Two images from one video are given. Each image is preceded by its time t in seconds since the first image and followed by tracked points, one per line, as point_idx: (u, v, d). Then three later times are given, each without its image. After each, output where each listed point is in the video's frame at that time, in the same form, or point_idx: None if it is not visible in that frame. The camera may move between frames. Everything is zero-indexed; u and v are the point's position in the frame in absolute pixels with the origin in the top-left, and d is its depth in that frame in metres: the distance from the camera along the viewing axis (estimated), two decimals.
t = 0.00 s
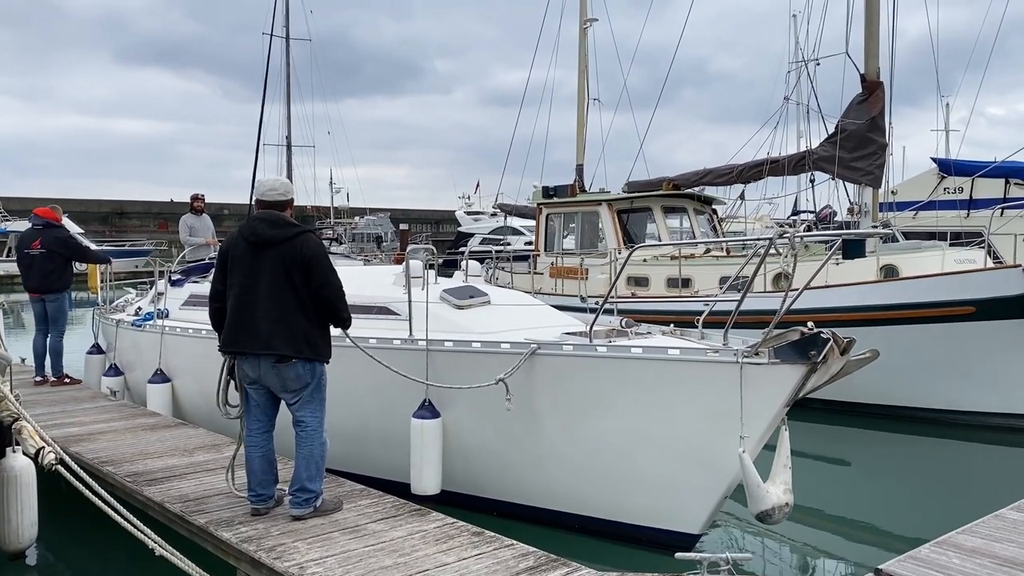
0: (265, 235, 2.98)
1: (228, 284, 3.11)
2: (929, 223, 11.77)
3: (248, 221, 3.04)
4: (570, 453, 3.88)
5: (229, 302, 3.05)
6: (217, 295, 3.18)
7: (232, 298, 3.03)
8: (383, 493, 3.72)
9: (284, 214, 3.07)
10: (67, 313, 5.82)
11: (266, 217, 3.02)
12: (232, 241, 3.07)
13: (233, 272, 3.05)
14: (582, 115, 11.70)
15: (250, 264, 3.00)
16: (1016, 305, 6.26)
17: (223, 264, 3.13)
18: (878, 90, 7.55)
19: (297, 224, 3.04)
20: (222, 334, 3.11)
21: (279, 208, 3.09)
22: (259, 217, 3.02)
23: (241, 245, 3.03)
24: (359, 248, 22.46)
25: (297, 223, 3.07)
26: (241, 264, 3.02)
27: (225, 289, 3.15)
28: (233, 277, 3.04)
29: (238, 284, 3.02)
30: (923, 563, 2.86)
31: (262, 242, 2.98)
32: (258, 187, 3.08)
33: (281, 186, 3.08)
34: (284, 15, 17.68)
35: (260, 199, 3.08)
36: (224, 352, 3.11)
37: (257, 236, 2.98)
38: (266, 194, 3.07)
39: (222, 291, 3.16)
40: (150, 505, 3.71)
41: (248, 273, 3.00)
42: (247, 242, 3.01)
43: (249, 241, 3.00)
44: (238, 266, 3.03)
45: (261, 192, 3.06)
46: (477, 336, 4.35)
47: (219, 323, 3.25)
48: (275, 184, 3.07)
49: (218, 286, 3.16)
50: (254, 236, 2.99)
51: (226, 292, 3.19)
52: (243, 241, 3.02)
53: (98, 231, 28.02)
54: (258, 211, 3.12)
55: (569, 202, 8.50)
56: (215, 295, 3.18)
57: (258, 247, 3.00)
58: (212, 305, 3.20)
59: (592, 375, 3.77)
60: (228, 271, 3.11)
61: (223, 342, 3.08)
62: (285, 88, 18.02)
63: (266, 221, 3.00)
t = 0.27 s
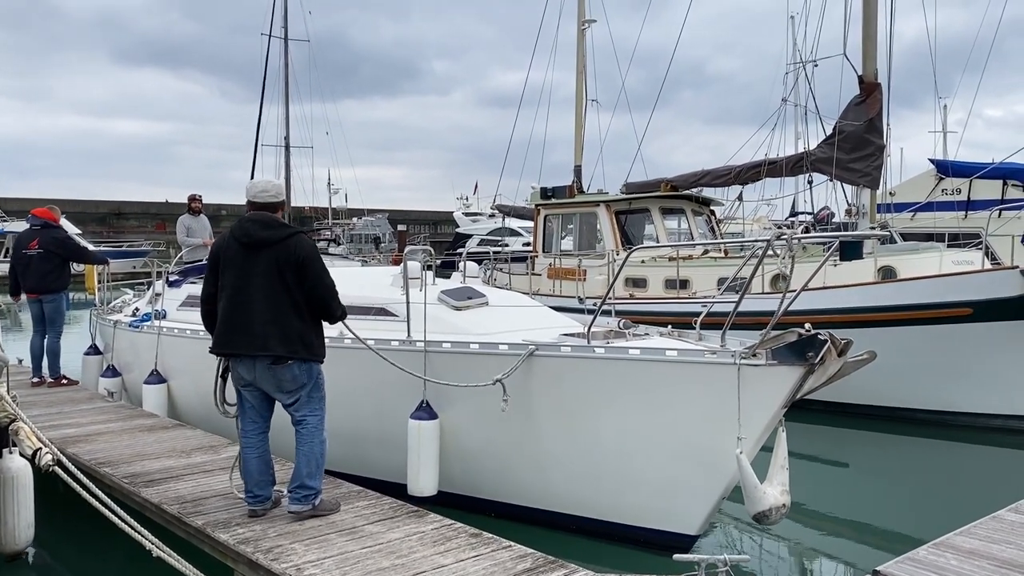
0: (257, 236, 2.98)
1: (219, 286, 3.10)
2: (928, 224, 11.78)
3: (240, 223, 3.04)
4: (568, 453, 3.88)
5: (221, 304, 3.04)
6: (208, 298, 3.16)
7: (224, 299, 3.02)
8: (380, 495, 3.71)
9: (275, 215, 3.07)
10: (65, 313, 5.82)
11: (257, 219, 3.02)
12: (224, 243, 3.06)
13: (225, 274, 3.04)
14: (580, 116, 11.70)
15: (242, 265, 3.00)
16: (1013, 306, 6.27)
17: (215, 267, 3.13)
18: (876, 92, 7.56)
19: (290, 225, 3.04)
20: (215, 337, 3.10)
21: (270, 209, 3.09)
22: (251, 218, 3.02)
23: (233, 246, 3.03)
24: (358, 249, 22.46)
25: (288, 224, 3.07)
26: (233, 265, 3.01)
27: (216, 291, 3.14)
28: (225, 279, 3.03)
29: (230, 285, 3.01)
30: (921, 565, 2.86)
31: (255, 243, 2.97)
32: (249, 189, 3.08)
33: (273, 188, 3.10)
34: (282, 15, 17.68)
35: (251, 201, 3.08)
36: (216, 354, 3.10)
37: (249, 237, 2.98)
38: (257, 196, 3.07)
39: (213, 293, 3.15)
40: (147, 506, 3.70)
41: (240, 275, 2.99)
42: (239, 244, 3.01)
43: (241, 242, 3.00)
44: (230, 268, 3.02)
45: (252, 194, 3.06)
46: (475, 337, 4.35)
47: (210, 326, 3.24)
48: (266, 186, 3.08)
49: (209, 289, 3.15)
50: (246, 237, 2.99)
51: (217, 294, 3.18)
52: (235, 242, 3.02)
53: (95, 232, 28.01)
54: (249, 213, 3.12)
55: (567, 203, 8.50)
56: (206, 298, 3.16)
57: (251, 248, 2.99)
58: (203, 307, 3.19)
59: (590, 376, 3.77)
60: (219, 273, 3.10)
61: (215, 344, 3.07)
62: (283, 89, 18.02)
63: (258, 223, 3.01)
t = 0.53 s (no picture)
0: (249, 237, 2.97)
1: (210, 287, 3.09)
2: (925, 225, 11.80)
3: (230, 224, 3.04)
4: (565, 454, 3.88)
5: (213, 305, 3.03)
6: (199, 299, 3.16)
7: (216, 301, 3.02)
8: (378, 496, 3.71)
9: (265, 217, 3.07)
10: (61, 314, 5.81)
11: (248, 220, 3.02)
12: (214, 244, 3.06)
13: (216, 276, 3.03)
14: (578, 117, 11.71)
15: (234, 266, 3.00)
16: (1010, 308, 6.27)
17: (206, 268, 3.12)
18: (873, 94, 7.56)
19: (281, 226, 3.04)
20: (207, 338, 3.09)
21: (260, 211, 3.09)
22: (242, 219, 3.02)
23: (224, 248, 3.02)
24: (355, 251, 22.46)
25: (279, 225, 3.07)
26: (225, 267, 3.01)
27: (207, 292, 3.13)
28: (217, 280, 3.03)
29: (221, 286, 3.01)
30: (918, 566, 2.86)
31: (246, 244, 2.97)
32: (240, 191, 3.06)
33: (264, 189, 3.08)
34: (279, 16, 17.67)
35: (241, 202, 3.06)
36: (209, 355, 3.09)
37: (241, 238, 2.98)
38: (248, 197, 3.05)
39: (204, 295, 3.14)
40: (144, 507, 3.70)
41: (232, 276, 2.99)
42: (230, 245, 3.00)
43: (233, 244, 2.99)
44: (221, 269, 3.02)
45: (243, 195, 3.04)
46: (473, 338, 4.35)
47: (201, 327, 3.23)
48: (258, 187, 3.07)
49: (200, 290, 3.14)
50: (238, 238, 2.98)
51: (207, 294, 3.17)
52: (226, 244, 3.01)
53: (92, 233, 27.97)
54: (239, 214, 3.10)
55: (565, 204, 8.50)
56: (196, 299, 3.15)
57: (242, 249, 2.99)
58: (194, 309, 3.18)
59: (587, 377, 3.78)
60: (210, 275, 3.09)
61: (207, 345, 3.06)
62: (280, 90, 18.04)
63: (250, 224, 3.00)
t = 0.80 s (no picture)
0: (244, 237, 2.98)
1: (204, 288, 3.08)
2: (921, 228, 11.82)
3: (225, 224, 3.04)
4: (563, 455, 3.88)
5: (208, 306, 3.03)
6: (191, 300, 3.13)
7: (212, 301, 3.02)
8: (375, 498, 3.70)
9: (259, 217, 3.09)
10: (57, 315, 5.79)
11: (243, 220, 3.03)
12: (208, 246, 3.05)
13: (211, 276, 3.03)
14: (576, 118, 11.72)
15: (230, 267, 3.00)
16: (1006, 310, 6.29)
17: (198, 269, 3.11)
18: (870, 96, 7.57)
19: (276, 226, 3.06)
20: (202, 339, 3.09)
21: (254, 212, 3.10)
22: (237, 220, 3.02)
23: (219, 248, 3.02)
24: (352, 252, 22.46)
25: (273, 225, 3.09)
26: (221, 268, 3.01)
27: (200, 293, 3.12)
28: (212, 281, 3.03)
29: (218, 287, 3.00)
30: (915, 568, 2.86)
31: (243, 244, 2.98)
32: (234, 192, 3.08)
33: (257, 190, 3.10)
34: (277, 17, 17.67)
35: (235, 203, 3.08)
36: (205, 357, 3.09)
37: (237, 239, 2.99)
38: (242, 198, 3.07)
39: (196, 296, 3.12)
40: (140, 509, 3.69)
41: (228, 276, 2.99)
42: (225, 245, 3.00)
43: (229, 245, 2.99)
44: (217, 270, 3.02)
45: (238, 196, 3.06)
46: (470, 339, 4.35)
47: (191, 330, 3.21)
48: (251, 188, 3.09)
49: (191, 291, 3.13)
50: (233, 239, 2.99)
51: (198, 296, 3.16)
52: (221, 244, 3.01)
53: (89, 234, 27.93)
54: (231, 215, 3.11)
55: (562, 206, 8.50)
56: (187, 301, 3.13)
57: (238, 250, 2.99)
58: (185, 310, 3.15)
59: (584, 378, 3.78)
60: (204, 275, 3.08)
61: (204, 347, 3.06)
62: (278, 91, 18.04)
63: (245, 224, 3.01)
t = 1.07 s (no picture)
0: (247, 237, 3.00)
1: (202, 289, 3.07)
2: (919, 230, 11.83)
3: (226, 224, 3.05)
4: (560, 456, 3.88)
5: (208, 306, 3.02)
6: (185, 301, 3.10)
7: (211, 300, 3.02)
8: (372, 499, 3.70)
9: (260, 218, 3.11)
10: (54, 316, 5.78)
11: (244, 221, 3.05)
12: (208, 245, 3.04)
13: (210, 275, 3.03)
14: (574, 121, 11.73)
15: (231, 267, 3.01)
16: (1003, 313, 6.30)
17: (194, 269, 3.09)
18: (867, 98, 7.58)
19: (277, 228, 3.09)
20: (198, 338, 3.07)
21: (253, 212, 3.11)
22: (239, 220, 3.04)
23: (219, 248, 3.03)
24: (350, 253, 22.45)
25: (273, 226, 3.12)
26: (222, 267, 3.01)
27: (196, 293, 3.11)
28: (211, 280, 3.02)
29: (219, 287, 3.01)
30: (912, 570, 2.87)
31: (246, 245, 3.00)
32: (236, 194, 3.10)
33: (257, 191, 3.12)
34: (274, 18, 17.68)
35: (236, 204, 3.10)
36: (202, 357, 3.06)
37: (238, 239, 3.00)
38: (243, 200, 3.09)
39: (191, 295, 3.11)
40: (137, 511, 3.68)
41: (229, 276, 3.00)
42: (226, 245, 3.01)
43: (231, 245, 3.01)
44: (218, 270, 3.02)
45: (240, 198, 3.08)
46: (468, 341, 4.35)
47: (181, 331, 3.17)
48: (251, 189, 3.11)
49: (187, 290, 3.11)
50: (236, 239, 3.00)
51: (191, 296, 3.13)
52: (222, 244, 3.02)
53: (87, 235, 27.92)
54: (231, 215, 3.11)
55: (560, 208, 8.51)
56: (180, 301, 3.10)
57: (240, 250, 3.01)
58: (178, 311, 3.12)
59: (581, 379, 3.78)
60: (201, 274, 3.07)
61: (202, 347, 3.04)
62: (275, 93, 18.04)
63: (247, 225, 3.03)
